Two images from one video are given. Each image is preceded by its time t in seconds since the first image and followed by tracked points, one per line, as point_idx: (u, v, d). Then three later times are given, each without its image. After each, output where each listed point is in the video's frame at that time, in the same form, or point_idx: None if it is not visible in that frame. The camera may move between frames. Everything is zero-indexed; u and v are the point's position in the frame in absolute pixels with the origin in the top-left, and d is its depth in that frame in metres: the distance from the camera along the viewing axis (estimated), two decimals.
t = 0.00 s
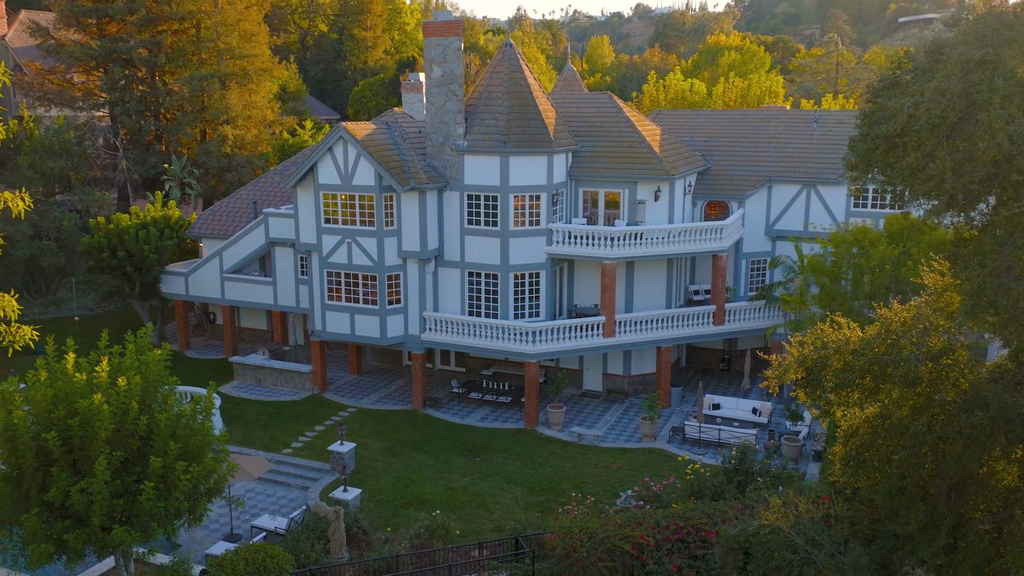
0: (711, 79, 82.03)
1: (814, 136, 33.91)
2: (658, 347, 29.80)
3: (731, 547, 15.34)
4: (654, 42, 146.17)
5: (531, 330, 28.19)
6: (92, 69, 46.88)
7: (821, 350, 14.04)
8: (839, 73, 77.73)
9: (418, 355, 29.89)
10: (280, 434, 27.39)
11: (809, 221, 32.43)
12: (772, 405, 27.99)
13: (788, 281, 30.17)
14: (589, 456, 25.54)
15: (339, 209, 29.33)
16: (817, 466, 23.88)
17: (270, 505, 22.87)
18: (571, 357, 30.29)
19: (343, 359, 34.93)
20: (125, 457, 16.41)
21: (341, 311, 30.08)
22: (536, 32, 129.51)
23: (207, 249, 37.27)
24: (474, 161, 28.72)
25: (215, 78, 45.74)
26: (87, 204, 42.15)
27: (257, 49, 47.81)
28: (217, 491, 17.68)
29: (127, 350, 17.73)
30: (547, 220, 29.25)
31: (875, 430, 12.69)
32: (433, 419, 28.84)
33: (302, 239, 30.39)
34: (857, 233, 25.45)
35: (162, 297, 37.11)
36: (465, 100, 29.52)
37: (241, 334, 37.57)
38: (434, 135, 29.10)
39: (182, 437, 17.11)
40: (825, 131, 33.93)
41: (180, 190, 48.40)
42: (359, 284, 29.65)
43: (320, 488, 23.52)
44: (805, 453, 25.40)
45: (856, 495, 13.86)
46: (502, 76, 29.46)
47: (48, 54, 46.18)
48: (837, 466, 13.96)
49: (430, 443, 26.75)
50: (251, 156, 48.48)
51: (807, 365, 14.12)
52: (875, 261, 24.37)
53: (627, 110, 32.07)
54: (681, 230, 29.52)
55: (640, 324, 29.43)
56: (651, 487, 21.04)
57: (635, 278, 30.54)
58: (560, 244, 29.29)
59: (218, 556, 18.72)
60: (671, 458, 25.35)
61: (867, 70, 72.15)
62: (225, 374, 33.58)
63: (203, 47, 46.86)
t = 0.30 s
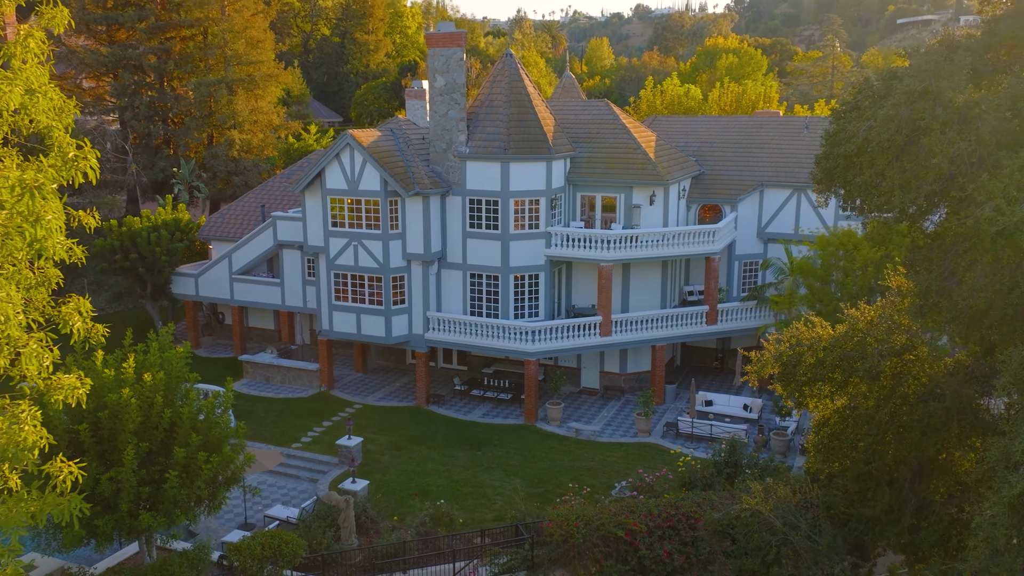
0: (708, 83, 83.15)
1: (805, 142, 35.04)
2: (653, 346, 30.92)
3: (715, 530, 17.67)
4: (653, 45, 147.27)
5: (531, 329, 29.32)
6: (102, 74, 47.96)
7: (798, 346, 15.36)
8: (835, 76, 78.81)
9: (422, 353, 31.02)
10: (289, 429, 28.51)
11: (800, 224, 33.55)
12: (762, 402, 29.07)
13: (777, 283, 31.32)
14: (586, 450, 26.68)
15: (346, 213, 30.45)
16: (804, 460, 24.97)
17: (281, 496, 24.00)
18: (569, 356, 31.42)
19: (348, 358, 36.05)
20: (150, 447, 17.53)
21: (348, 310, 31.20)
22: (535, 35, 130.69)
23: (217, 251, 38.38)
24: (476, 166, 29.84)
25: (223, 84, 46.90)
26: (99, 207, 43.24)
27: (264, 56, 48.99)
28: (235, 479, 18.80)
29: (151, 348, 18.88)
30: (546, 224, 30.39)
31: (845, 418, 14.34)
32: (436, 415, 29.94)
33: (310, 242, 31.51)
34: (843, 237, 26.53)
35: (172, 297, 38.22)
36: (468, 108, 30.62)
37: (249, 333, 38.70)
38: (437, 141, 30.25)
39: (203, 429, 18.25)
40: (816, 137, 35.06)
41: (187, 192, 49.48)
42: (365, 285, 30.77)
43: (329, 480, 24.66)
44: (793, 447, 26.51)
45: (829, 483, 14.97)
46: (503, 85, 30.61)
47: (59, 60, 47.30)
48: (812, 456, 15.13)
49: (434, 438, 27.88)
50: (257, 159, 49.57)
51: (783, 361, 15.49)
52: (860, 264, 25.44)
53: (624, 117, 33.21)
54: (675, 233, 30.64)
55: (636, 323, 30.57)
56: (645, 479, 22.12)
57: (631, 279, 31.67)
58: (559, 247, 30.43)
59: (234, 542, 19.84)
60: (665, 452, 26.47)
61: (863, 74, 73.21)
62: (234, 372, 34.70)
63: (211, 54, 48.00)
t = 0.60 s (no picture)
0: (706, 85, 84.15)
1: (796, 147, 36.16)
2: (648, 345, 32.07)
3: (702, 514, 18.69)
4: (652, 46, 148.34)
5: (530, 329, 30.49)
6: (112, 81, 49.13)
7: (776, 343, 16.53)
8: (832, 79, 79.78)
9: (425, 352, 32.18)
10: (298, 424, 29.70)
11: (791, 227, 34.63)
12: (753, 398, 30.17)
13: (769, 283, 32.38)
14: (583, 444, 27.86)
15: (352, 216, 31.59)
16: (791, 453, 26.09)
17: (292, 488, 25.18)
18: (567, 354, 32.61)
19: (354, 356, 37.23)
20: (172, 439, 18.66)
21: (354, 310, 32.36)
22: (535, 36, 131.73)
23: (225, 252, 39.54)
24: (477, 172, 31.01)
25: (230, 90, 48.03)
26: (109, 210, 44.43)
27: (270, 62, 50.13)
28: (251, 469, 19.99)
29: (172, 345, 20.03)
30: (545, 227, 31.57)
31: (819, 410, 15.60)
32: (439, 411, 31.08)
33: (317, 244, 32.66)
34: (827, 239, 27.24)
35: (182, 297, 39.39)
36: (470, 115, 31.78)
37: (256, 333, 39.87)
38: (440, 148, 31.42)
39: (222, 422, 19.44)
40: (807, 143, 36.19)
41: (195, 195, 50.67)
42: (370, 286, 31.92)
43: (338, 472, 25.88)
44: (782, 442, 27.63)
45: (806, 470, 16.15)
46: (503, 93, 31.78)
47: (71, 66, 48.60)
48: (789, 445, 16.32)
49: (437, 433, 29.07)
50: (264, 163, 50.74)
51: (763, 357, 16.66)
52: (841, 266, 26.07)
53: (620, 124, 34.36)
54: (669, 236, 31.79)
55: (631, 323, 31.73)
56: (638, 470, 23.29)
57: (627, 280, 32.84)
58: (557, 249, 31.59)
59: (249, 529, 20.96)
60: (658, 445, 27.65)
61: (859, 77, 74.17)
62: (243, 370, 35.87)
63: (218, 60, 49.20)
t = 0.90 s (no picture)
0: (704, 88, 85.15)
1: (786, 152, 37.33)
2: (643, 343, 33.23)
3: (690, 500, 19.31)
4: (651, 48, 149.29)
5: (529, 328, 31.68)
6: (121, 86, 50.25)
7: (758, 341, 17.69)
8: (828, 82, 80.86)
9: (428, 350, 33.37)
10: (306, 420, 30.87)
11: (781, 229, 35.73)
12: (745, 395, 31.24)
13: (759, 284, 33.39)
14: (580, 438, 29.04)
15: (358, 219, 32.76)
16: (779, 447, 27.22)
17: (301, 480, 26.34)
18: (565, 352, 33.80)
19: (358, 354, 38.40)
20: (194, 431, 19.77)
21: (359, 310, 33.53)
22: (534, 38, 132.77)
23: (233, 254, 40.69)
24: (478, 177, 32.19)
25: (237, 95, 49.12)
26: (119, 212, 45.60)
27: (275, 67, 51.34)
28: (264, 461, 21.07)
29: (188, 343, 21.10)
30: (543, 230, 32.76)
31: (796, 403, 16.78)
32: (442, 408, 32.27)
33: (323, 246, 33.83)
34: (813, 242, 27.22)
35: (192, 297, 40.56)
36: (471, 122, 32.96)
37: (264, 332, 41.04)
38: (442, 153, 32.60)
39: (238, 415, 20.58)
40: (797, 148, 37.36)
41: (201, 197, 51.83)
42: (375, 287, 33.08)
43: (345, 466, 27.00)
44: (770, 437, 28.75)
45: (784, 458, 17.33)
46: (503, 101, 32.98)
47: (81, 71, 49.81)
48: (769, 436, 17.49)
49: (440, 428, 30.26)
50: (269, 167, 51.94)
51: (746, 353, 17.82)
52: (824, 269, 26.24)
53: (616, 129, 35.53)
54: (663, 239, 32.95)
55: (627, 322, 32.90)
56: (632, 462, 24.46)
57: (622, 281, 34.02)
58: (555, 251, 32.77)
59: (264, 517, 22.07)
60: (652, 440, 28.83)
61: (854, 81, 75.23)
62: (252, 368, 37.06)
63: (225, 66, 50.37)
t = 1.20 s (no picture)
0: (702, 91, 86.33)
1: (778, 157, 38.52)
2: (639, 342, 34.40)
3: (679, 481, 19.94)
4: (650, 50, 150.42)
5: (528, 327, 32.90)
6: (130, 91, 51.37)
7: (741, 338, 18.90)
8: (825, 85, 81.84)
9: (431, 348, 34.58)
10: (313, 415, 32.09)
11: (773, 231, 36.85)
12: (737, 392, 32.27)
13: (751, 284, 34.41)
14: (577, 433, 30.27)
15: (364, 222, 33.92)
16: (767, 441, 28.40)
17: (310, 472, 27.54)
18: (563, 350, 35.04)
19: (363, 353, 39.61)
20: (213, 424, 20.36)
21: (365, 310, 34.73)
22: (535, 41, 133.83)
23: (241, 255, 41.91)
24: (479, 181, 33.39)
25: (243, 100, 50.16)
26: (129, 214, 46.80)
27: (281, 73, 52.77)
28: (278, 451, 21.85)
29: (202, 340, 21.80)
30: (542, 232, 33.97)
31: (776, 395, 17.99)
32: (444, 404, 33.48)
33: (330, 248, 35.01)
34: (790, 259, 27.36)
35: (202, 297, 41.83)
36: (472, 129, 34.15)
37: (271, 331, 42.26)
38: (444, 159, 33.79)
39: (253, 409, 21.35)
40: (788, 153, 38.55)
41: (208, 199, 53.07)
42: (380, 287, 34.26)
43: (351, 459, 28.27)
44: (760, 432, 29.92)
45: (768, 447, 18.56)
46: (503, 108, 34.19)
47: (91, 77, 51.02)
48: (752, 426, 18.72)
49: (442, 423, 31.49)
50: (275, 170, 53.11)
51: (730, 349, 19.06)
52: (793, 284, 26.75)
53: (613, 135, 36.73)
54: (658, 240, 34.12)
55: (623, 321, 34.09)
56: (626, 454, 25.64)
57: (619, 282, 35.24)
58: (554, 253, 33.99)
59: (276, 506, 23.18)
60: (646, 434, 30.06)
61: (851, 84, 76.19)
62: (260, 366, 38.32)
63: (231, 72, 51.52)
